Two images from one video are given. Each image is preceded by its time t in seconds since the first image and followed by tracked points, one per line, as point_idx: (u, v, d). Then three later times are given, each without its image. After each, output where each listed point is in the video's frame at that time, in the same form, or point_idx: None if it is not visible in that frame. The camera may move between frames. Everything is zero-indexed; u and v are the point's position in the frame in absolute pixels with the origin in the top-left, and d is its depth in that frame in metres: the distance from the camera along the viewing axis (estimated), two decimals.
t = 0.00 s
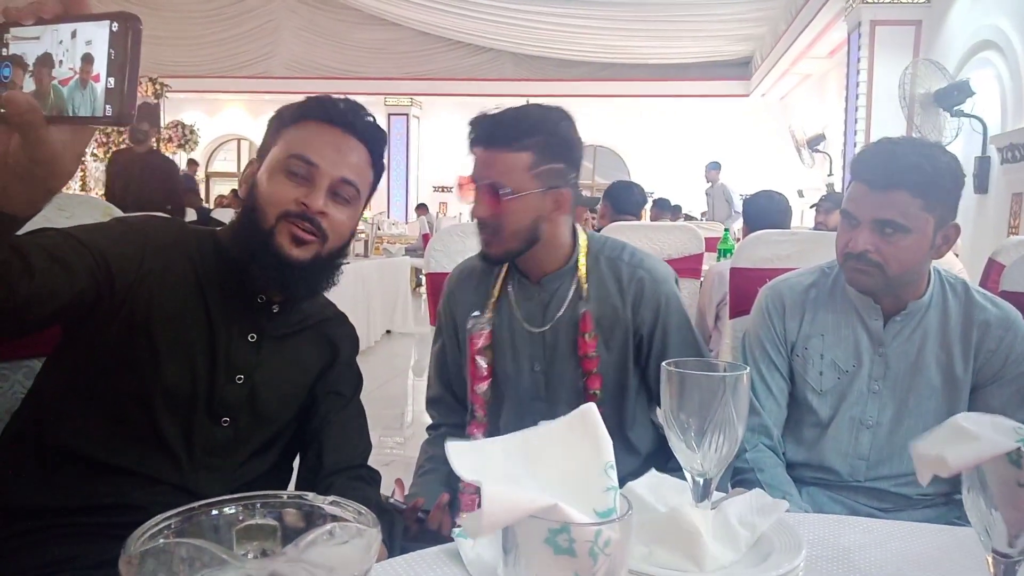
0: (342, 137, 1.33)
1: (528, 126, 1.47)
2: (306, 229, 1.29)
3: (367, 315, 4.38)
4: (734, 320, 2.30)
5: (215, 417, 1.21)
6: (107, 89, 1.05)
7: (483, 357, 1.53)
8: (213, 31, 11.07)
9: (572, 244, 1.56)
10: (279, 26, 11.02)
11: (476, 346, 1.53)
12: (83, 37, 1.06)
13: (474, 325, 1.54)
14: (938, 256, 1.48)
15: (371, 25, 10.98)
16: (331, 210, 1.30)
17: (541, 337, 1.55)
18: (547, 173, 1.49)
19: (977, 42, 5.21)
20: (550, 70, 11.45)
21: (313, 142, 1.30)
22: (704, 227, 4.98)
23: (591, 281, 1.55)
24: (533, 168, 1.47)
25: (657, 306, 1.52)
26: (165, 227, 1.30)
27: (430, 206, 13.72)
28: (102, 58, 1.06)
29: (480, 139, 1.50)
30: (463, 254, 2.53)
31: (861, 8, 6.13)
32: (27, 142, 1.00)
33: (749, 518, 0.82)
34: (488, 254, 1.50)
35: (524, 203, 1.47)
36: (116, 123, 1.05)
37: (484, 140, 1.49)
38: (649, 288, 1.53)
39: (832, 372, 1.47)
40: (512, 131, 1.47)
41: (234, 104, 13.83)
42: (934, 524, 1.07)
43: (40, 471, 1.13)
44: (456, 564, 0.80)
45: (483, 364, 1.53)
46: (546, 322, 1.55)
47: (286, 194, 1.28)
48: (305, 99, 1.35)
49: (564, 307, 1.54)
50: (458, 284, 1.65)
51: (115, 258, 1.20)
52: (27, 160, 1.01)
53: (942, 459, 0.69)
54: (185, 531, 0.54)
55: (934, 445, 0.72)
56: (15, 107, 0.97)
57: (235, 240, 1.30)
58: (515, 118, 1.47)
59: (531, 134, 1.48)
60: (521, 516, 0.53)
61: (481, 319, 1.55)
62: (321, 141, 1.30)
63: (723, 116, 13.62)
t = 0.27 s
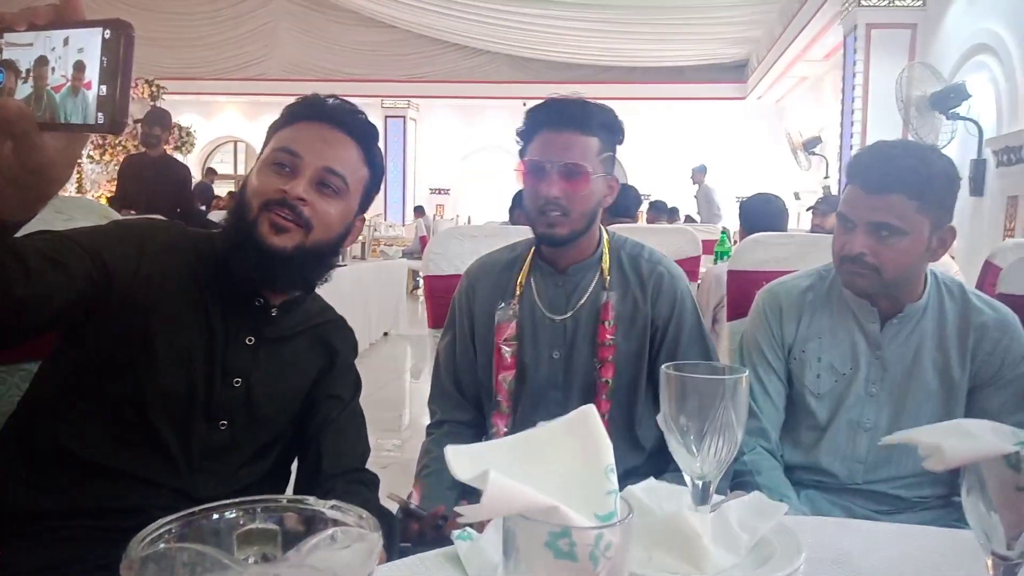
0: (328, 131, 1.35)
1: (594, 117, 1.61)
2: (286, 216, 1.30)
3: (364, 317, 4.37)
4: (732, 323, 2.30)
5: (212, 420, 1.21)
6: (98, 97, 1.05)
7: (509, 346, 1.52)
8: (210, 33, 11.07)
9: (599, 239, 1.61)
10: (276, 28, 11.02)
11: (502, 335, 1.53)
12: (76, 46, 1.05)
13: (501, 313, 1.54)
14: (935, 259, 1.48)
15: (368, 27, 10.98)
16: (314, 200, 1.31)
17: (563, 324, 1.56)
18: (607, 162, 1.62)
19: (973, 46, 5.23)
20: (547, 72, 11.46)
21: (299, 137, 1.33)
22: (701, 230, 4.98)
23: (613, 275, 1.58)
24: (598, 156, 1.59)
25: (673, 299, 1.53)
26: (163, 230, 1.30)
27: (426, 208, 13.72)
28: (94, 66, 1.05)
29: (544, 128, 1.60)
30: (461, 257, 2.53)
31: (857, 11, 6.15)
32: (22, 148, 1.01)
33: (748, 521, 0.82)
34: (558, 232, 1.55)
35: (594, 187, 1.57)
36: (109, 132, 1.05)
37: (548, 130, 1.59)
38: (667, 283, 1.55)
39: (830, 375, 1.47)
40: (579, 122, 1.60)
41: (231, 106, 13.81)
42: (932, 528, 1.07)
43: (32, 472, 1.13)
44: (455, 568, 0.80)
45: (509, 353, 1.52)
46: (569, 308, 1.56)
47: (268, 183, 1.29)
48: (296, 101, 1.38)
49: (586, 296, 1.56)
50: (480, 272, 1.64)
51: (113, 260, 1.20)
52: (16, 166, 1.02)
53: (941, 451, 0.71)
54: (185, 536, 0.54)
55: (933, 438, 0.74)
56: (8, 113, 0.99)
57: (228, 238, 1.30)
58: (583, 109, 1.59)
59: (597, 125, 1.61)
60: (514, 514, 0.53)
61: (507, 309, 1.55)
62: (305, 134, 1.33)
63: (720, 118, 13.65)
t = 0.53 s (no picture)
0: (344, 132, 1.34)
1: (618, 110, 1.59)
2: (305, 219, 1.31)
3: (373, 311, 4.38)
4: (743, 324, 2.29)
5: (222, 419, 1.21)
6: (120, 102, 1.08)
7: (534, 339, 1.51)
8: (222, 26, 11.10)
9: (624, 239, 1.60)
10: (287, 21, 11.04)
11: (528, 328, 1.51)
12: (97, 50, 1.08)
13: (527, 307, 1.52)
14: (949, 262, 1.46)
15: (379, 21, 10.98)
16: (332, 202, 1.31)
17: (588, 318, 1.55)
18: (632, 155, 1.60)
19: (988, 44, 5.19)
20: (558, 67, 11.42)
21: (316, 137, 1.32)
22: (712, 228, 4.96)
23: (637, 273, 1.57)
24: (622, 149, 1.58)
25: (699, 295, 1.53)
26: (176, 228, 1.30)
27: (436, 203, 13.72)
28: (115, 71, 1.09)
29: (568, 124, 1.59)
30: (471, 253, 2.53)
31: (871, 9, 6.10)
32: (40, 151, 1.00)
33: (760, 529, 0.81)
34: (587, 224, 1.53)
35: (621, 178, 1.56)
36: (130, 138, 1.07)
37: (573, 126, 1.58)
38: (691, 283, 1.54)
39: (842, 378, 1.46)
40: (602, 116, 1.58)
41: (242, 99, 13.84)
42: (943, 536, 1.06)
43: (43, 469, 1.14)
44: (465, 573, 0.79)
45: (532, 345, 1.51)
46: (594, 303, 1.56)
47: (286, 185, 1.29)
48: (310, 99, 1.38)
49: (611, 291, 1.56)
50: (505, 270, 1.64)
51: (125, 258, 1.20)
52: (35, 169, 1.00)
53: (959, 469, 0.68)
54: (202, 547, 0.54)
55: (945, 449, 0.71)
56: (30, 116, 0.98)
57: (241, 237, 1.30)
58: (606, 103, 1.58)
59: (620, 119, 1.59)
60: (532, 528, 0.52)
61: (533, 303, 1.54)
62: (320, 133, 1.33)
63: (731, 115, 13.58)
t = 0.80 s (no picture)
0: (344, 140, 1.35)
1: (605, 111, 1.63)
2: (307, 228, 1.32)
3: (366, 317, 4.38)
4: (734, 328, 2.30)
5: (215, 423, 1.21)
6: (129, 105, 1.12)
7: (526, 334, 1.54)
8: (213, 32, 11.11)
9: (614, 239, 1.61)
10: (279, 28, 11.05)
11: (519, 324, 1.54)
12: (109, 51, 1.12)
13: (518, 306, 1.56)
14: (936, 265, 1.48)
15: (371, 28, 11.01)
16: (333, 212, 1.32)
17: (578, 316, 1.56)
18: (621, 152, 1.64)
19: (976, 52, 5.24)
20: (550, 74, 11.46)
21: (316, 146, 1.33)
22: (703, 234, 4.98)
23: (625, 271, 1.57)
24: (610, 148, 1.61)
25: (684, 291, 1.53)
26: (168, 231, 1.30)
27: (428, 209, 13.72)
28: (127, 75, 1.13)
29: (557, 125, 1.62)
30: (463, 259, 2.54)
31: (860, 16, 6.15)
32: (41, 151, 1.06)
33: (750, 529, 0.82)
34: (578, 216, 1.56)
35: (610, 174, 1.59)
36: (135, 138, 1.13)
37: (562, 126, 1.61)
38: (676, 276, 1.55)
39: (831, 381, 1.48)
40: (589, 116, 1.61)
41: (233, 105, 13.83)
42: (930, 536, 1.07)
43: (36, 473, 1.14)
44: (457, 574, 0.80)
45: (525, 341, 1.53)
46: (584, 301, 1.56)
47: (287, 194, 1.30)
48: (308, 106, 1.38)
49: (599, 290, 1.57)
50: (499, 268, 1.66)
51: (118, 260, 1.20)
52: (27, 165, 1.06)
53: (943, 458, 0.69)
54: (195, 542, 0.55)
55: (933, 445, 0.72)
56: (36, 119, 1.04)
57: (238, 243, 1.30)
58: (594, 104, 1.61)
59: (608, 120, 1.62)
60: (523, 524, 0.53)
61: (525, 303, 1.57)
62: (322, 143, 1.33)
63: (722, 122, 13.65)
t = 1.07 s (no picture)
0: (350, 144, 1.36)
1: (602, 110, 1.58)
2: (316, 231, 1.33)
3: (367, 320, 4.39)
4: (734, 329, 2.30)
5: (218, 424, 1.22)
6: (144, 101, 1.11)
7: (519, 338, 1.50)
8: (215, 36, 11.14)
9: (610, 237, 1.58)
10: (281, 31, 11.08)
11: (512, 328, 1.51)
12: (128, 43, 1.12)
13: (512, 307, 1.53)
14: (936, 263, 1.48)
15: (373, 31, 11.03)
16: (340, 215, 1.34)
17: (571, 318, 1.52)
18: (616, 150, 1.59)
19: (976, 53, 5.24)
20: (551, 77, 11.47)
21: (322, 149, 1.34)
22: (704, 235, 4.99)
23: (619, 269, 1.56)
24: (608, 147, 1.56)
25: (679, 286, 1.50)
26: (170, 232, 1.30)
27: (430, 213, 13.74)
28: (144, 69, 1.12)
29: (554, 122, 1.57)
30: (464, 261, 2.54)
31: (860, 18, 6.16)
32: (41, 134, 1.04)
33: (751, 526, 0.82)
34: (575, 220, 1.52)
35: (607, 173, 1.54)
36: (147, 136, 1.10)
37: (559, 124, 1.56)
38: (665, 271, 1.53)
39: (832, 381, 1.48)
40: (586, 114, 1.56)
41: (235, 109, 13.85)
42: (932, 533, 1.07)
43: (39, 477, 1.13)
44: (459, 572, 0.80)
45: (518, 345, 1.50)
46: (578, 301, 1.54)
47: (295, 197, 1.31)
48: (314, 109, 1.39)
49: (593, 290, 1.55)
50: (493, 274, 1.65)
51: (120, 261, 1.21)
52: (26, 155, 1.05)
53: (942, 459, 0.70)
54: (195, 536, 0.55)
55: (934, 442, 0.72)
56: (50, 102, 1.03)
57: (243, 245, 1.31)
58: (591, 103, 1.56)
59: (605, 118, 1.57)
60: (519, 517, 0.54)
61: (518, 304, 1.53)
62: (328, 146, 1.34)
63: (723, 124, 13.66)
